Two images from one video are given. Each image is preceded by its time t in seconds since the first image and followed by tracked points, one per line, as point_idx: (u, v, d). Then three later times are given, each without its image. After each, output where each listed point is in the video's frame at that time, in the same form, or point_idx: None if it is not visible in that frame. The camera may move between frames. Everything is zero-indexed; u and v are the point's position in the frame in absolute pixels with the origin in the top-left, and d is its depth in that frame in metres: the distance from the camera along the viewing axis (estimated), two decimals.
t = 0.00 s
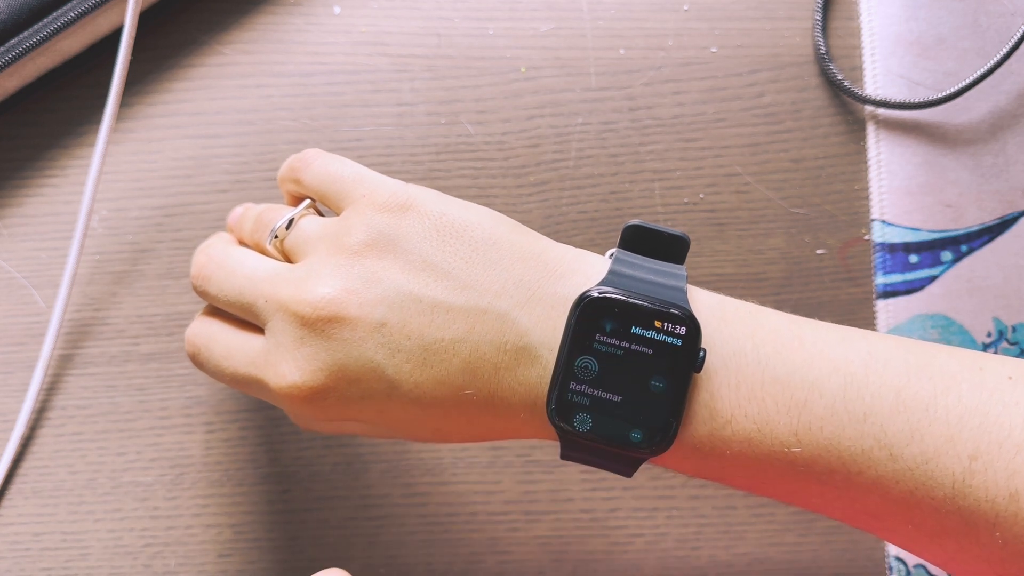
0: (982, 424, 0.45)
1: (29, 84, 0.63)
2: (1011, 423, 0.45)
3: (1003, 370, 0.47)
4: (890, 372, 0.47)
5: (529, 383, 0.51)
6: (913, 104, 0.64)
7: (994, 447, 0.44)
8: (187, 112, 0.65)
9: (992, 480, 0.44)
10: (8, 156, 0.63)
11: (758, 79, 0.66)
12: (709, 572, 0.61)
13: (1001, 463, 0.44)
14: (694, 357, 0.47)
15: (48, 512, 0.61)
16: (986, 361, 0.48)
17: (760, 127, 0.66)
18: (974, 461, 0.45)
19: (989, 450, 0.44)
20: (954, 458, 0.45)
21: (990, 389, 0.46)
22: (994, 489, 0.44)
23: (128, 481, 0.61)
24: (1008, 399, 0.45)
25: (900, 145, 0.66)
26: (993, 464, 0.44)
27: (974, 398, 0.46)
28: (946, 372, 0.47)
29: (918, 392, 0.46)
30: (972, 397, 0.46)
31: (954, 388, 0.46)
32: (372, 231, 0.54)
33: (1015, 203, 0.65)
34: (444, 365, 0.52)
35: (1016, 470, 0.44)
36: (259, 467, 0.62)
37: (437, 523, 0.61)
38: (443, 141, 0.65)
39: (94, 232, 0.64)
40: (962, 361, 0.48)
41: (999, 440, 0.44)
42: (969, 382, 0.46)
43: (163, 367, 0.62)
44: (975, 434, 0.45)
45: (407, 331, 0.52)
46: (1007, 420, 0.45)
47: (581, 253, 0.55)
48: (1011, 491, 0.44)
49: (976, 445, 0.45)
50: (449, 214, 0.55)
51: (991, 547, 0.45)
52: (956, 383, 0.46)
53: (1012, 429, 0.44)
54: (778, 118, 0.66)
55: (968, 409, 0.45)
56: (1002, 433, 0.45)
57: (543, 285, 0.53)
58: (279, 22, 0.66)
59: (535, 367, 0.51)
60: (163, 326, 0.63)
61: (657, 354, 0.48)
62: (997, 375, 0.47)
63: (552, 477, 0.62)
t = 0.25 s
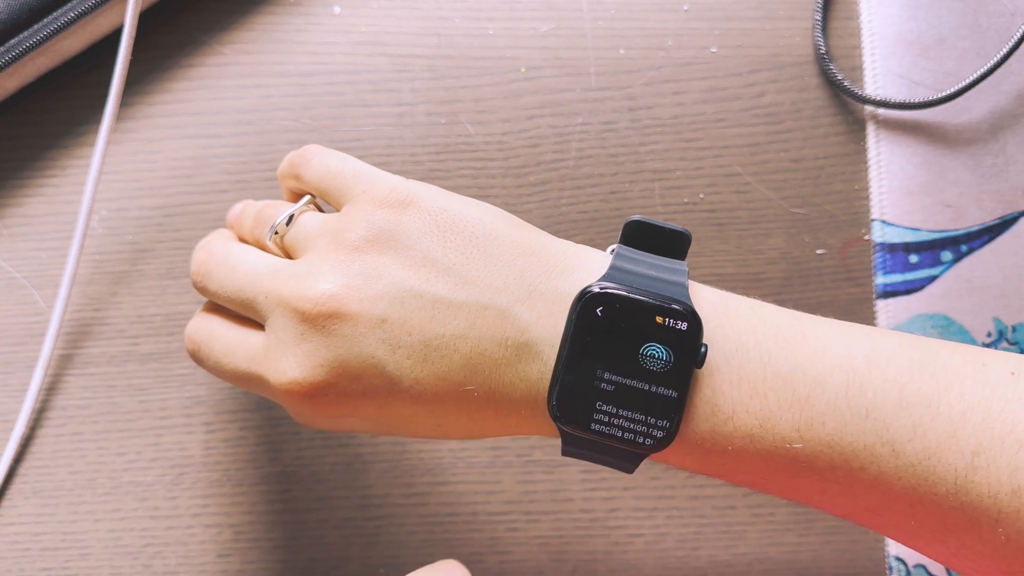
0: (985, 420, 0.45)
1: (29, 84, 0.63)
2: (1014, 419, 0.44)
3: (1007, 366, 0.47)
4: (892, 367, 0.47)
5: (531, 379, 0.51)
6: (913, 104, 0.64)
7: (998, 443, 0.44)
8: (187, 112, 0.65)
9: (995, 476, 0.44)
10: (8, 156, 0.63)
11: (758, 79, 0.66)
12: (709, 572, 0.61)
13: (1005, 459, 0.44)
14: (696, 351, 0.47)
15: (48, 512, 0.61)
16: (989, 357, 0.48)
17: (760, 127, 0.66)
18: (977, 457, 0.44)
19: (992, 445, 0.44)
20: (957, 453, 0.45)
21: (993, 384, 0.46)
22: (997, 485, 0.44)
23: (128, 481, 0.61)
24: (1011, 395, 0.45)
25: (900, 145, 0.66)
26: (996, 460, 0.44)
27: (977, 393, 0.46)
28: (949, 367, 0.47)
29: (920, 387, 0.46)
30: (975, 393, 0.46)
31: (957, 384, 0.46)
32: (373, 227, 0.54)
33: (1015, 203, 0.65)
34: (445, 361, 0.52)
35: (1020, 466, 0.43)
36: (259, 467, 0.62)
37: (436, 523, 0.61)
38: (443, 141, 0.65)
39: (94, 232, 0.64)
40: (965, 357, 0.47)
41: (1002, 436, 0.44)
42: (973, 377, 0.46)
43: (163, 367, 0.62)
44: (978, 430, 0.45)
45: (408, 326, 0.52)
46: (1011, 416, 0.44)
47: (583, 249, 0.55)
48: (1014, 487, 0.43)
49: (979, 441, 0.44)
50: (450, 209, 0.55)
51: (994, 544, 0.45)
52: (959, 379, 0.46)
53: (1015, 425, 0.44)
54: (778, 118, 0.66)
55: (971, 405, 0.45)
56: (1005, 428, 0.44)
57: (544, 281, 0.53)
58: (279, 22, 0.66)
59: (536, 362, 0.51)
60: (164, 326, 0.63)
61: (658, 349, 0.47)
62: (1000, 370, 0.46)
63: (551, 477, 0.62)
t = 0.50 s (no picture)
0: (990, 416, 0.45)
1: (29, 84, 0.63)
2: (1018, 416, 0.45)
3: (1011, 363, 0.47)
4: (896, 364, 0.47)
5: (534, 375, 0.51)
6: (913, 104, 0.64)
7: (1002, 439, 0.44)
8: (187, 112, 0.65)
9: (999, 472, 0.44)
10: (8, 156, 0.63)
11: (758, 79, 0.66)
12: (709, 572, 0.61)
13: (1009, 456, 0.44)
14: (699, 346, 0.47)
15: (48, 512, 0.61)
16: (993, 354, 0.48)
17: (760, 127, 0.66)
18: (982, 454, 0.44)
19: (997, 442, 0.44)
20: (961, 450, 0.45)
21: (997, 381, 0.46)
22: (1001, 482, 0.44)
23: (128, 481, 0.61)
24: (1016, 392, 0.45)
25: (900, 145, 0.66)
26: (1000, 456, 0.44)
27: (982, 390, 0.46)
28: (953, 364, 0.47)
29: (925, 384, 0.46)
30: (979, 389, 0.46)
31: (961, 380, 0.46)
32: (376, 222, 0.54)
33: (1015, 203, 0.65)
34: (449, 357, 0.52)
35: None
36: (259, 467, 0.62)
37: (437, 523, 0.61)
38: (443, 141, 0.65)
39: (94, 232, 0.64)
40: (969, 354, 0.48)
41: (1007, 433, 0.44)
42: (977, 374, 0.46)
43: (163, 367, 0.62)
44: (983, 427, 0.45)
45: (412, 322, 0.52)
46: (1015, 412, 0.45)
47: (586, 245, 0.55)
48: (1019, 484, 0.44)
49: (983, 438, 0.45)
50: (453, 205, 0.55)
51: (998, 541, 0.45)
52: (963, 375, 0.46)
53: (1019, 422, 0.44)
54: (778, 118, 0.66)
55: (976, 402, 0.45)
56: (1009, 425, 0.44)
57: (547, 276, 0.53)
58: (279, 22, 0.66)
59: (540, 358, 0.51)
60: (164, 326, 0.63)
61: (662, 344, 0.47)
62: (1005, 367, 0.47)
63: (551, 477, 0.62)
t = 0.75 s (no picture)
0: (985, 417, 0.45)
1: (29, 84, 0.63)
2: (1013, 416, 0.44)
3: (1006, 363, 0.47)
4: (890, 365, 0.47)
5: (529, 376, 0.51)
6: (913, 104, 0.64)
7: (998, 440, 0.44)
8: (187, 112, 0.65)
9: (995, 473, 0.44)
10: (8, 156, 0.63)
11: (758, 79, 0.66)
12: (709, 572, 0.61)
13: (1005, 457, 0.44)
14: (693, 346, 0.47)
15: (48, 512, 0.61)
16: (988, 354, 0.48)
17: (760, 127, 0.66)
18: (977, 455, 0.44)
19: (992, 443, 0.44)
20: (957, 451, 0.45)
21: (993, 381, 0.46)
22: (997, 483, 0.44)
23: (128, 481, 0.61)
24: (1011, 392, 0.45)
25: (900, 145, 0.66)
26: (996, 457, 0.44)
27: (977, 390, 0.46)
28: (948, 364, 0.47)
29: (920, 385, 0.46)
30: (974, 390, 0.46)
31: (956, 381, 0.46)
32: (370, 223, 0.54)
33: (1015, 203, 0.65)
34: (444, 358, 0.52)
35: (1021, 463, 0.43)
36: (258, 467, 0.62)
37: (436, 523, 0.61)
38: (443, 141, 0.65)
39: (94, 231, 0.64)
40: (964, 354, 0.48)
41: (1002, 433, 0.44)
42: (972, 374, 0.46)
43: (163, 367, 0.62)
44: (978, 427, 0.45)
45: (406, 323, 0.52)
46: (1011, 413, 0.45)
47: (581, 246, 0.55)
48: (1015, 484, 0.43)
49: (979, 439, 0.45)
50: (447, 206, 0.55)
51: (995, 542, 0.45)
52: (958, 376, 0.46)
53: (1015, 422, 0.44)
54: (778, 118, 0.66)
55: (971, 402, 0.45)
56: (1005, 426, 0.44)
57: (542, 277, 0.53)
58: (279, 22, 0.66)
59: (534, 359, 0.51)
60: (164, 326, 0.63)
61: (656, 345, 0.47)
62: (1000, 367, 0.46)
63: (551, 477, 0.62)
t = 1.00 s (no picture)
0: (980, 418, 0.45)
1: (29, 84, 0.63)
2: (1009, 417, 0.45)
3: (1001, 364, 0.47)
4: (886, 366, 0.47)
5: (525, 379, 0.51)
6: (913, 104, 0.64)
7: (993, 441, 0.44)
8: (187, 112, 0.65)
9: (990, 474, 0.44)
10: (7, 156, 0.63)
11: (758, 79, 0.66)
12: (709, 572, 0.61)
13: (1000, 457, 0.44)
14: (692, 349, 0.47)
15: (48, 512, 0.61)
16: (984, 355, 0.48)
17: (760, 127, 0.66)
18: (973, 456, 0.44)
19: (988, 444, 0.44)
20: (952, 452, 0.45)
21: (988, 383, 0.46)
22: (993, 484, 0.44)
23: (128, 481, 0.61)
24: (1006, 393, 0.45)
25: (900, 145, 0.66)
26: (991, 458, 0.44)
27: (973, 392, 0.46)
28: (944, 366, 0.47)
29: (915, 386, 0.46)
30: (970, 391, 0.46)
31: (952, 382, 0.46)
32: (366, 226, 0.54)
33: (1015, 203, 0.65)
34: (439, 360, 0.51)
35: (1015, 464, 0.44)
36: (258, 467, 0.62)
37: (437, 523, 0.61)
38: (443, 141, 0.65)
39: (94, 231, 0.64)
40: (959, 355, 0.48)
41: (998, 434, 0.44)
42: (968, 376, 0.46)
43: (163, 367, 0.62)
44: (973, 428, 0.45)
45: (402, 325, 0.52)
46: (1006, 414, 0.45)
47: (577, 248, 0.55)
48: (1010, 485, 0.44)
49: (974, 440, 0.45)
50: (443, 208, 0.55)
51: (990, 543, 0.45)
52: (954, 377, 0.46)
53: (1010, 423, 0.44)
54: (778, 118, 0.66)
55: (966, 403, 0.45)
56: (1000, 426, 0.44)
57: (538, 279, 0.53)
58: (279, 22, 0.66)
59: (531, 362, 0.51)
60: (164, 326, 0.63)
61: (653, 348, 0.47)
62: (995, 369, 0.47)
63: (551, 477, 0.62)
